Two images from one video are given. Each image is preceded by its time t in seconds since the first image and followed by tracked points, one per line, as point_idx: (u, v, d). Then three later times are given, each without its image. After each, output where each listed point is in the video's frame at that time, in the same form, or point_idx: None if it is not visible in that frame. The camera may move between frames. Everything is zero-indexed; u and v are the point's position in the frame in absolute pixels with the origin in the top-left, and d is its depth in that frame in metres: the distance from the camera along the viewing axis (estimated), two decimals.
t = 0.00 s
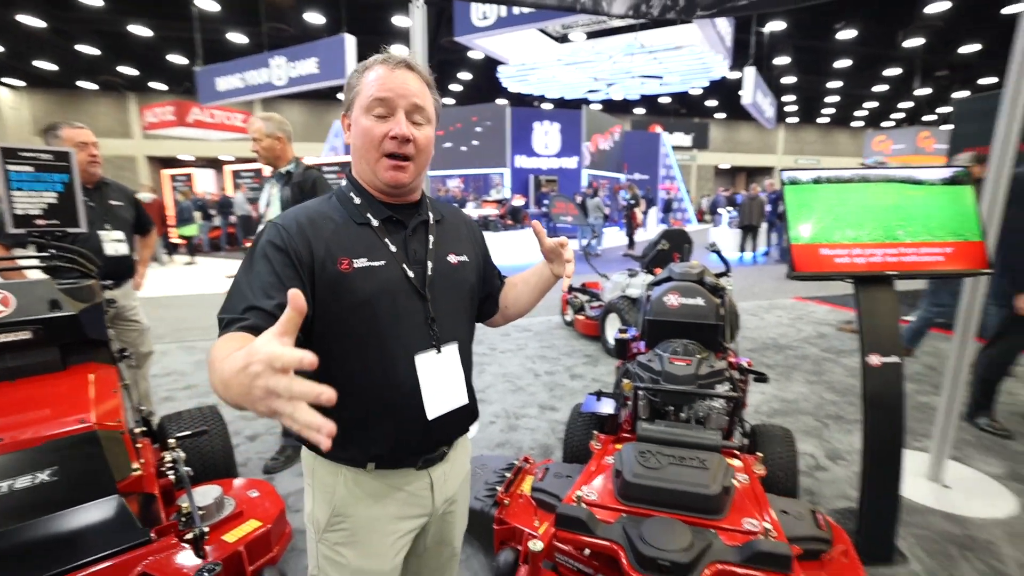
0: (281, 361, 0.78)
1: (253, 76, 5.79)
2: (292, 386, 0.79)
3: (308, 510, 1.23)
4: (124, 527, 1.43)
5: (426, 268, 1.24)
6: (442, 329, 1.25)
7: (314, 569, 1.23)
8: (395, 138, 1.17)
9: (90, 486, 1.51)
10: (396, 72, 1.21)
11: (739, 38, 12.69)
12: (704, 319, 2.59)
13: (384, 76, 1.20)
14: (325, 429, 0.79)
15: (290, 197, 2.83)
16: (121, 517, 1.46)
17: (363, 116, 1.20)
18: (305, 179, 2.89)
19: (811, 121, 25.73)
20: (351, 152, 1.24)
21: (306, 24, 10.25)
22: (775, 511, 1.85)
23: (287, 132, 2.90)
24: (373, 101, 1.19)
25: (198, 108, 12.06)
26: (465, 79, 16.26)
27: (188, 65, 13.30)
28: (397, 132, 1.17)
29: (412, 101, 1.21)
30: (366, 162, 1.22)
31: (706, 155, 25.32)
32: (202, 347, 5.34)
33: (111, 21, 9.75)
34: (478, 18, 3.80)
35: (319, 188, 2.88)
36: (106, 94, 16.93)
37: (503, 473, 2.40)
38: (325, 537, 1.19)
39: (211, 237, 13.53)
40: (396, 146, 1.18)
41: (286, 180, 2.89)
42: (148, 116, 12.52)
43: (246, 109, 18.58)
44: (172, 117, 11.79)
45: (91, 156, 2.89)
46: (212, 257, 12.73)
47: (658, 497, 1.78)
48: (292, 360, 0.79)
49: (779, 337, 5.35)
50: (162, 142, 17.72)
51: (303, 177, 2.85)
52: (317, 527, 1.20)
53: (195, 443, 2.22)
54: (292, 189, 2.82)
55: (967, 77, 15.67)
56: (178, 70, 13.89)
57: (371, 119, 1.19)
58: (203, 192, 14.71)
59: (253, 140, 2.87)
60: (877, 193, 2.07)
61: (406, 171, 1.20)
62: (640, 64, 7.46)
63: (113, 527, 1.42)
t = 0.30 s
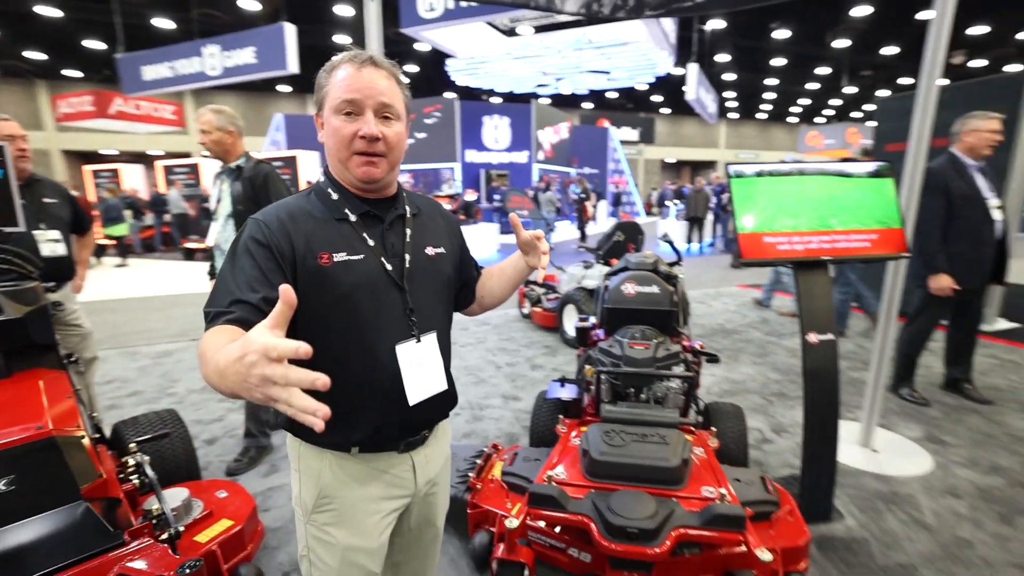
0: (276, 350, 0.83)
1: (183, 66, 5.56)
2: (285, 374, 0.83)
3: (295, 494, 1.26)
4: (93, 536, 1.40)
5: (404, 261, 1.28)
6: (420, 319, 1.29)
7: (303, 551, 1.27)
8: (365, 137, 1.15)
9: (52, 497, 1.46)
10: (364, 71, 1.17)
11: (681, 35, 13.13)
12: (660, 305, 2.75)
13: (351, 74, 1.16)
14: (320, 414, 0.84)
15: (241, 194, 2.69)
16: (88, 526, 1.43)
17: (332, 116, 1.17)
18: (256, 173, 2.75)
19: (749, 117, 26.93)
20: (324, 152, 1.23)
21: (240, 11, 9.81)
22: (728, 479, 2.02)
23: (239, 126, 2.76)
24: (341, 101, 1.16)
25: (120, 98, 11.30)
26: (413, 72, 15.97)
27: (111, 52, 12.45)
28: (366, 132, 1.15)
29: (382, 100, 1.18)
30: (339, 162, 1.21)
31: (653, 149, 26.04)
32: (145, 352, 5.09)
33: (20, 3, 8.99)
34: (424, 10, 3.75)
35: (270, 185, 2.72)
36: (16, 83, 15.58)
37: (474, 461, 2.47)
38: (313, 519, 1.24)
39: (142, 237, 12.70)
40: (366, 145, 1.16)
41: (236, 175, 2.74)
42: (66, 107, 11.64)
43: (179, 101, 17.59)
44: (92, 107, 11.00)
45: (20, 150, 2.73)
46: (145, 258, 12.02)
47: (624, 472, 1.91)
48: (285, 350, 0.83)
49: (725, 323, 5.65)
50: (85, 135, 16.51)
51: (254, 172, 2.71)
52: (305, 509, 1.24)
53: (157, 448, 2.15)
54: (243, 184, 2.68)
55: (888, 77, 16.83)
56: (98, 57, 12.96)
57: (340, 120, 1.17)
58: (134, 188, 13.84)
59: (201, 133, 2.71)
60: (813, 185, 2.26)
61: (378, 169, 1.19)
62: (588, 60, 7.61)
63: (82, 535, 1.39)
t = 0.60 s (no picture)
0: (290, 248, 0.89)
1: (114, 47, 5.21)
2: (304, 263, 0.89)
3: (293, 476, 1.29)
4: (90, 527, 1.43)
5: (391, 249, 1.28)
6: (410, 305, 1.30)
7: (303, 529, 1.30)
8: (343, 130, 1.13)
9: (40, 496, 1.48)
10: (340, 64, 1.14)
11: (637, 25, 13.33)
12: (629, 291, 2.88)
13: (327, 68, 1.14)
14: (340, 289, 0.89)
15: (206, 187, 2.61)
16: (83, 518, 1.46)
17: (313, 111, 1.15)
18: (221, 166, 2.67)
19: (704, 107, 27.62)
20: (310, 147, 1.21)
21: None
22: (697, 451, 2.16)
23: (200, 118, 2.65)
24: (319, 96, 1.13)
25: (49, 86, 10.60)
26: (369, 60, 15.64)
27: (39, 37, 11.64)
28: (345, 124, 1.13)
29: (357, 93, 1.15)
30: (321, 156, 1.19)
31: (612, 139, 26.40)
32: (102, 353, 4.90)
33: None
34: None
35: (236, 176, 2.64)
36: None
37: (455, 445, 2.53)
38: (313, 498, 1.26)
39: (84, 234, 11.99)
40: (345, 138, 1.14)
41: (202, 169, 2.66)
42: None
43: (116, 89, 16.65)
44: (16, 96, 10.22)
45: None
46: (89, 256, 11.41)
47: (602, 447, 2.02)
48: (298, 247, 0.90)
49: (687, 308, 5.88)
50: (12, 126, 15.42)
51: (219, 165, 2.64)
52: (304, 490, 1.26)
53: (136, 446, 2.12)
54: (208, 178, 2.61)
55: (833, 68, 17.59)
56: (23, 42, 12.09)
57: (320, 114, 1.14)
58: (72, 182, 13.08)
59: (160, 126, 2.58)
60: (769, 174, 2.41)
61: (359, 161, 1.16)
62: (546, 49, 7.64)
63: (79, 527, 1.42)
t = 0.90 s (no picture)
0: (302, 210, 0.94)
1: (69, 28, 4.70)
2: (316, 220, 0.94)
3: (301, 457, 1.30)
4: (97, 514, 1.45)
5: (398, 238, 1.29)
6: (415, 293, 1.30)
7: (311, 507, 1.31)
8: (359, 124, 1.16)
9: (42, 485, 1.50)
10: (359, 60, 1.17)
11: (609, 18, 13.43)
12: (612, 278, 2.97)
13: (345, 64, 1.17)
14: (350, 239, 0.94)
15: (189, 175, 2.57)
16: (82, 508, 1.46)
17: (329, 104, 1.17)
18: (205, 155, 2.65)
19: (673, 100, 28.06)
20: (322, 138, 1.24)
21: None
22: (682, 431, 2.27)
23: (180, 105, 2.58)
24: (337, 90, 1.16)
25: None
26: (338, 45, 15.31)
27: None
28: (361, 120, 1.16)
29: (374, 89, 1.18)
30: (335, 148, 1.22)
31: (583, 130, 26.57)
32: (70, 346, 4.76)
33: None
34: None
35: (221, 165, 2.63)
36: None
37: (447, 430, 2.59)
38: (321, 477, 1.27)
39: (38, 223, 11.39)
40: (360, 132, 1.18)
41: (185, 157, 2.62)
42: None
43: (68, 73, 15.88)
44: None
45: None
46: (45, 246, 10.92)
47: (593, 428, 2.11)
48: (310, 209, 0.95)
49: (662, 296, 6.03)
50: None
51: (204, 153, 2.62)
52: (312, 470, 1.28)
53: (127, 436, 2.11)
54: (192, 165, 2.58)
55: (796, 64, 18.11)
56: None
57: (336, 108, 1.17)
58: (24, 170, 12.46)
59: (140, 114, 2.53)
60: (747, 166, 2.52)
61: (372, 156, 1.20)
62: (520, 40, 7.64)
63: (84, 515, 1.44)
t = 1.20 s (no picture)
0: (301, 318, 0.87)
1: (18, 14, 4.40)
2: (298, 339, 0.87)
3: (314, 443, 1.31)
4: (99, 504, 1.38)
5: (413, 229, 1.34)
6: (427, 282, 1.36)
7: (326, 491, 1.33)
8: (388, 117, 1.23)
9: (40, 479, 1.43)
10: (388, 55, 1.24)
11: (580, 15, 13.53)
12: (599, 270, 3.06)
13: (375, 57, 1.23)
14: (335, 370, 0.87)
15: (171, 164, 2.53)
16: (87, 497, 1.41)
17: (357, 96, 1.23)
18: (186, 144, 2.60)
19: (642, 96, 28.45)
20: (344, 128, 1.29)
21: None
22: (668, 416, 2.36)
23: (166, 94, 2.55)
24: (366, 83, 1.22)
25: None
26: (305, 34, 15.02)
27: None
28: (390, 112, 1.23)
29: (402, 84, 1.26)
30: (359, 138, 1.27)
31: (554, 126, 26.68)
32: (32, 343, 4.56)
33: None
34: None
35: (203, 155, 2.58)
36: None
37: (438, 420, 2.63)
38: (337, 462, 1.29)
39: None
40: (389, 124, 1.24)
41: (168, 146, 2.57)
42: None
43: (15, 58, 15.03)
44: None
45: None
46: None
47: (585, 414, 2.19)
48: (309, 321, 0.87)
49: (637, 289, 6.16)
50: None
51: (187, 142, 2.58)
52: (327, 455, 1.29)
53: (115, 428, 2.07)
54: (173, 155, 2.53)
55: (760, 64, 18.64)
56: None
57: (364, 100, 1.23)
58: None
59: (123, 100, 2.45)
60: (726, 162, 2.62)
61: (397, 146, 1.27)
62: (493, 35, 7.61)
63: (87, 505, 1.37)
